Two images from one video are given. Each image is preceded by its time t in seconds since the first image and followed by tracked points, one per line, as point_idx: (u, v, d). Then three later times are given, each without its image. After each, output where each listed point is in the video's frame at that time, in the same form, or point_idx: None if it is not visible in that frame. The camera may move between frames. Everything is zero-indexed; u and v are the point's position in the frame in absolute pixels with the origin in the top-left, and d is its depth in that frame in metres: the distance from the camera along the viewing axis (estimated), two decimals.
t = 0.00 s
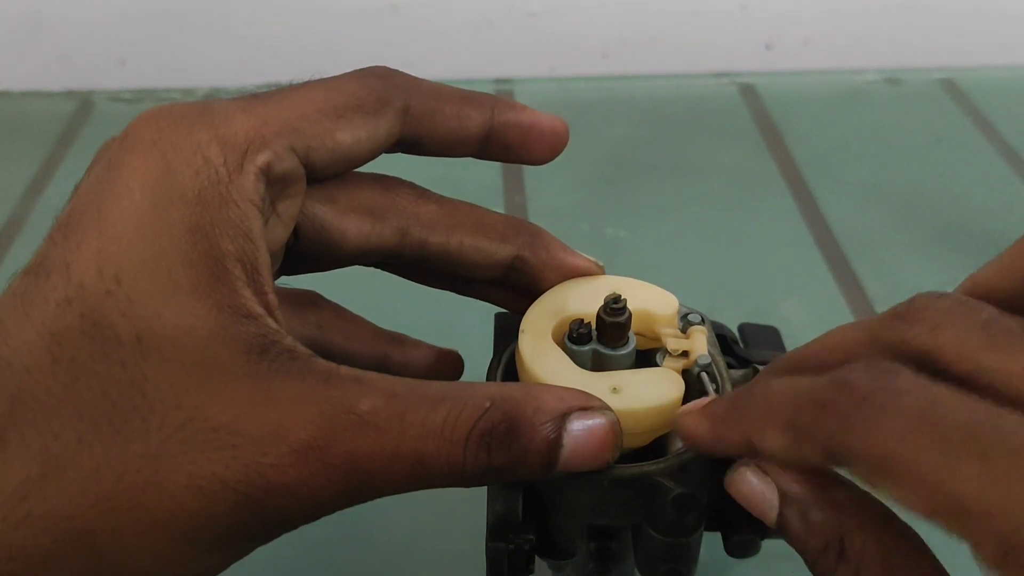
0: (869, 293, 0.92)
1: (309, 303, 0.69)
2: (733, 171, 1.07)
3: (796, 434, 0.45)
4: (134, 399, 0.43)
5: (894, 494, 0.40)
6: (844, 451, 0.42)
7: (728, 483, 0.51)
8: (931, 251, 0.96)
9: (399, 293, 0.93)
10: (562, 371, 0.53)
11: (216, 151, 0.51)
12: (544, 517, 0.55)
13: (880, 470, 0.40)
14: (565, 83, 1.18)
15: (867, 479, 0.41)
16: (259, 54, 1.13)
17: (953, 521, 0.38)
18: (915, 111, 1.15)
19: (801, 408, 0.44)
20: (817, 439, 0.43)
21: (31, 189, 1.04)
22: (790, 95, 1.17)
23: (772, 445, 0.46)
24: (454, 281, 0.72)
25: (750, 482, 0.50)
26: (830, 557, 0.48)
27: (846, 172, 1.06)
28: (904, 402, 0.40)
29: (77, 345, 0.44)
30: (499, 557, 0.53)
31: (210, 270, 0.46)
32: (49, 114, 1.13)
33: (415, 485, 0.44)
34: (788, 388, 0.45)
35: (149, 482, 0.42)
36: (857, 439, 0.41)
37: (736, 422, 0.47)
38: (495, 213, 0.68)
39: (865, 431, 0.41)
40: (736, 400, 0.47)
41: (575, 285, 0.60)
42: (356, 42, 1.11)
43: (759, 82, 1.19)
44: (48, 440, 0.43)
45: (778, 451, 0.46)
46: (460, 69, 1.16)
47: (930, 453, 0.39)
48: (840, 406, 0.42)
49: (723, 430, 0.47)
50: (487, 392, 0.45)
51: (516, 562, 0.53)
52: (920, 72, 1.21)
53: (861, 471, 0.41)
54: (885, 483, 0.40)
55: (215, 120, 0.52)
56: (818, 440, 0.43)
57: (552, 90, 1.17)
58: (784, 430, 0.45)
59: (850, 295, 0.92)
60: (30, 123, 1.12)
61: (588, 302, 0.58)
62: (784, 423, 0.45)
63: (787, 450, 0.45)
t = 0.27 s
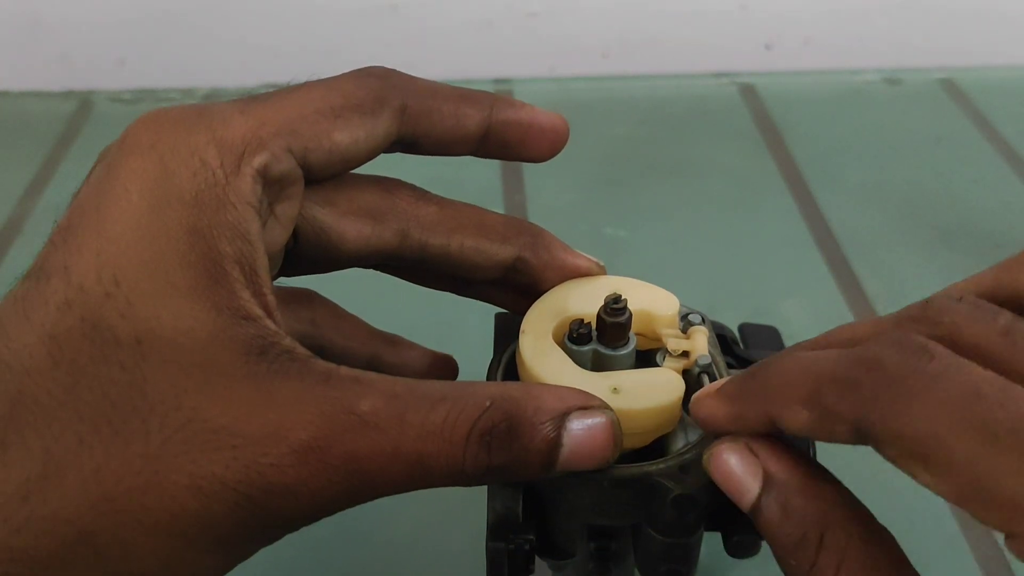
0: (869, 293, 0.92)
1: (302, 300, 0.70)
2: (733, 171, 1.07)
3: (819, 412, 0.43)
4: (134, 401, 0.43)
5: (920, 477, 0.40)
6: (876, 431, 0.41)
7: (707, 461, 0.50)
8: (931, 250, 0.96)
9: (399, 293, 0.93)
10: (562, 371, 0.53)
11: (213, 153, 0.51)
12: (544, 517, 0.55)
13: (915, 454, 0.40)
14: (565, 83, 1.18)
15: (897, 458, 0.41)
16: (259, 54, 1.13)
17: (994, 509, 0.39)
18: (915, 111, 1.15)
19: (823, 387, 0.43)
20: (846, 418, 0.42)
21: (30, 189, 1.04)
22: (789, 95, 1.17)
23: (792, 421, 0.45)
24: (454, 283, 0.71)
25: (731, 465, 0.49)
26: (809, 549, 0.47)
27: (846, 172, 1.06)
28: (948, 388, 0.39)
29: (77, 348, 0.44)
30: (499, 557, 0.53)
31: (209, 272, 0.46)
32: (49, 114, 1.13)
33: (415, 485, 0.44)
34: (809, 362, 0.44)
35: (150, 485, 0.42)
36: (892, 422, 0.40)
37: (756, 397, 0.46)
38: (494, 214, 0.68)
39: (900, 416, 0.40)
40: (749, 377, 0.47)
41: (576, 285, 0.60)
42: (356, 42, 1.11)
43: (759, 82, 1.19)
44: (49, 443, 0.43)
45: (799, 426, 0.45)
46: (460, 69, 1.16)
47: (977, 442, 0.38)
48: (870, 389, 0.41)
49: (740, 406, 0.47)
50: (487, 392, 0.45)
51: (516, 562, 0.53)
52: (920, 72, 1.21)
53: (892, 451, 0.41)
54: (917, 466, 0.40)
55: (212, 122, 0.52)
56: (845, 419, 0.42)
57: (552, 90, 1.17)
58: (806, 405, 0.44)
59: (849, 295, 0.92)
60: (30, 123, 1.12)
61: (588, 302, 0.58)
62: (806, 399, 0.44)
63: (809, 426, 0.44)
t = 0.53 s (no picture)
0: (869, 293, 0.92)
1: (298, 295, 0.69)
2: (733, 171, 1.07)
3: (844, 399, 0.45)
4: (134, 403, 0.43)
5: (949, 461, 0.40)
6: (902, 413, 0.42)
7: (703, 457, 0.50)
8: (931, 250, 0.96)
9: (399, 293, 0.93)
10: (563, 371, 0.53)
11: (212, 152, 0.51)
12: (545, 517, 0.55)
13: (943, 432, 0.40)
14: (565, 83, 1.18)
15: (923, 442, 0.41)
16: (259, 54, 1.13)
17: None
18: (915, 111, 1.15)
19: (848, 374, 0.45)
20: (872, 402, 0.43)
21: (31, 189, 1.04)
22: (790, 95, 1.17)
23: (813, 412, 0.46)
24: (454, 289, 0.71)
25: (727, 461, 0.49)
26: (804, 543, 0.47)
27: (846, 172, 1.06)
28: (976, 369, 0.40)
29: (78, 350, 0.44)
30: (500, 557, 0.53)
31: (208, 269, 0.46)
32: (49, 114, 1.13)
33: (417, 485, 0.44)
34: (834, 356, 0.46)
35: (152, 487, 0.42)
36: (920, 403, 0.41)
37: (777, 388, 0.48)
38: (490, 219, 0.68)
39: (930, 394, 0.41)
40: (768, 371, 0.49)
41: (576, 283, 0.60)
42: (356, 42, 1.11)
43: (759, 82, 1.19)
44: (50, 445, 0.43)
45: (819, 417, 0.46)
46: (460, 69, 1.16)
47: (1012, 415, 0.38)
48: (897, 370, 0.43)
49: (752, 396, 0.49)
50: (487, 390, 0.45)
51: (517, 562, 0.53)
52: (920, 72, 1.21)
53: (918, 434, 0.41)
54: (946, 448, 0.40)
55: (210, 124, 0.53)
56: (869, 403, 0.43)
57: (552, 90, 1.17)
58: (829, 394, 0.46)
59: (850, 295, 0.92)
60: (30, 123, 1.12)
61: (588, 301, 0.58)
62: (829, 388, 0.46)
63: (830, 416, 0.45)
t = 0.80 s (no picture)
0: (869, 293, 0.92)
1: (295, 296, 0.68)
2: (733, 170, 1.07)
3: (880, 385, 0.46)
4: (141, 404, 0.43)
5: (999, 433, 0.40)
6: (943, 391, 0.43)
7: (700, 450, 0.51)
8: (930, 250, 0.96)
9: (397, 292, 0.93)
10: (562, 366, 0.53)
11: (217, 150, 0.51)
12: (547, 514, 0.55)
13: (988, 403, 0.41)
14: (564, 83, 1.18)
15: (969, 418, 0.41)
16: (259, 54, 1.13)
17: None
18: (914, 110, 1.15)
19: (883, 362, 0.46)
20: (910, 385, 0.45)
21: (30, 189, 1.04)
22: (789, 95, 1.17)
23: (848, 401, 0.48)
24: (450, 283, 0.71)
25: (722, 447, 0.50)
26: (803, 523, 0.47)
27: (846, 172, 1.06)
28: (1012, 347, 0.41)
29: (84, 351, 0.44)
30: (501, 556, 0.52)
31: (214, 268, 0.46)
32: (49, 114, 1.13)
33: (427, 492, 0.44)
34: (864, 348, 0.48)
35: (159, 490, 0.42)
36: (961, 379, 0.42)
37: (810, 380, 0.50)
38: (488, 215, 0.69)
39: (971, 371, 0.42)
40: (800, 365, 0.51)
41: (574, 281, 0.60)
42: (356, 42, 1.11)
43: (759, 82, 1.19)
44: (57, 446, 0.43)
45: (855, 406, 0.48)
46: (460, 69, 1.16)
47: None
48: (931, 353, 0.44)
49: (784, 388, 0.51)
50: (496, 395, 0.45)
51: (519, 561, 0.53)
52: (919, 72, 1.21)
53: (962, 410, 0.42)
54: (992, 419, 0.40)
55: (214, 122, 0.53)
56: (908, 385, 0.45)
57: (551, 90, 1.17)
58: (864, 383, 0.47)
59: (849, 294, 0.92)
60: (29, 123, 1.12)
61: (585, 298, 0.59)
62: (863, 377, 0.47)
63: (867, 407, 0.47)
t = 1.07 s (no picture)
0: (868, 292, 0.92)
1: (296, 301, 0.68)
2: (732, 170, 1.07)
3: (880, 374, 0.47)
4: (142, 409, 0.43)
5: (997, 415, 0.40)
6: (943, 377, 0.43)
7: (706, 441, 0.50)
8: (930, 250, 0.96)
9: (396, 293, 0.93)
10: (563, 360, 0.53)
11: (215, 156, 0.51)
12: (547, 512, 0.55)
13: (987, 385, 0.41)
14: (564, 83, 1.18)
15: (968, 402, 0.42)
16: (259, 54, 1.13)
17: None
18: (914, 110, 1.15)
19: (882, 351, 0.47)
20: (909, 372, 0.45)
21: (31, 188, 1.04)
22: (789, 95, 1.17)
23: (847, 391, 0.48)
24: (448, 286, 0.72)
25: (731, 436, 0.49)
26: (811, 513, 0.46)
27: (846, 172, 1.07)
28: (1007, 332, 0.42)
29: (85, 356, 0.44)
30: (503, 551, 0.52)
31: (213, 272, 0.46)
32: (49, 114, 1.13)
33: (430, 489, 0.44)
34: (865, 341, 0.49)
35: (162, 494, 0.42)
36: (961, 364, 0.43)
37: (810, 372, 0.51)
38: (487, 215, 0.69)
39: (970, 356, 0.42)
40: (800, 358, 0.52)
41: (575, 277, 0.60)
42: (356, 42, 1.12)
43: (759, 82, 1.19)
44: (61, 452, 0.43)
45: (855, 396, 0.48)
46: (460, 69, 1.16)
47: None
48: (930, 340, 0.45)
49: (784, 382, 0.52)
50: (496, 390, 0.45)
51: (521, 555, 0.52)
52: (919, 72, 1.21)
53: (962, 394, 0.42)
54: (990, 402, 0.41)
55: (212, 128, 0.53)
56: (907, 373, 0.45)
57: (551, 90, 1.17)
58: (864, 373, 0.48)
59: (849, 294, 0.92)
60: (30, 123, 1.12)
61: (587, 294, 0.59)
62: (864, 368, 0.48)
63: (866, 397, 0.48)
